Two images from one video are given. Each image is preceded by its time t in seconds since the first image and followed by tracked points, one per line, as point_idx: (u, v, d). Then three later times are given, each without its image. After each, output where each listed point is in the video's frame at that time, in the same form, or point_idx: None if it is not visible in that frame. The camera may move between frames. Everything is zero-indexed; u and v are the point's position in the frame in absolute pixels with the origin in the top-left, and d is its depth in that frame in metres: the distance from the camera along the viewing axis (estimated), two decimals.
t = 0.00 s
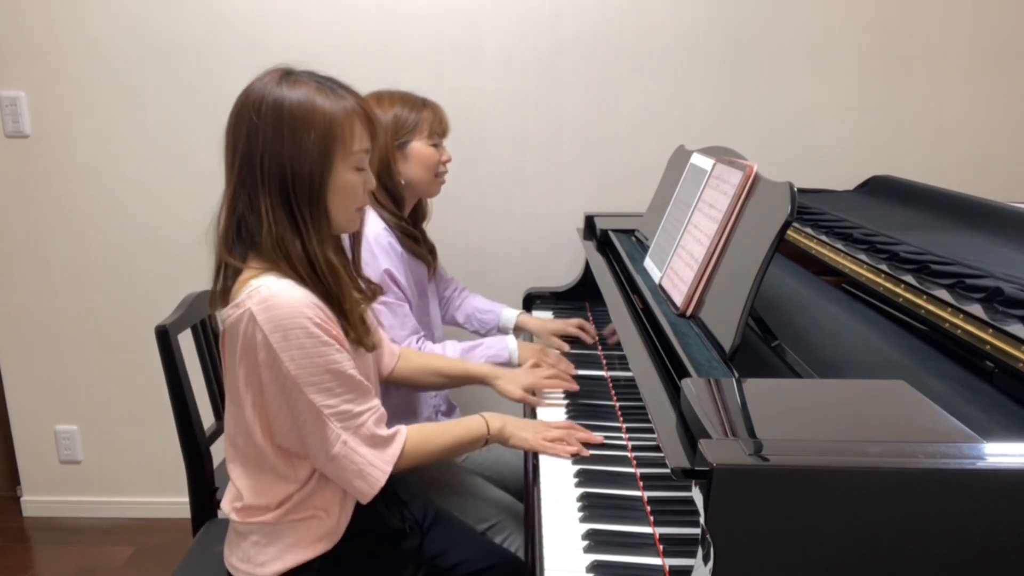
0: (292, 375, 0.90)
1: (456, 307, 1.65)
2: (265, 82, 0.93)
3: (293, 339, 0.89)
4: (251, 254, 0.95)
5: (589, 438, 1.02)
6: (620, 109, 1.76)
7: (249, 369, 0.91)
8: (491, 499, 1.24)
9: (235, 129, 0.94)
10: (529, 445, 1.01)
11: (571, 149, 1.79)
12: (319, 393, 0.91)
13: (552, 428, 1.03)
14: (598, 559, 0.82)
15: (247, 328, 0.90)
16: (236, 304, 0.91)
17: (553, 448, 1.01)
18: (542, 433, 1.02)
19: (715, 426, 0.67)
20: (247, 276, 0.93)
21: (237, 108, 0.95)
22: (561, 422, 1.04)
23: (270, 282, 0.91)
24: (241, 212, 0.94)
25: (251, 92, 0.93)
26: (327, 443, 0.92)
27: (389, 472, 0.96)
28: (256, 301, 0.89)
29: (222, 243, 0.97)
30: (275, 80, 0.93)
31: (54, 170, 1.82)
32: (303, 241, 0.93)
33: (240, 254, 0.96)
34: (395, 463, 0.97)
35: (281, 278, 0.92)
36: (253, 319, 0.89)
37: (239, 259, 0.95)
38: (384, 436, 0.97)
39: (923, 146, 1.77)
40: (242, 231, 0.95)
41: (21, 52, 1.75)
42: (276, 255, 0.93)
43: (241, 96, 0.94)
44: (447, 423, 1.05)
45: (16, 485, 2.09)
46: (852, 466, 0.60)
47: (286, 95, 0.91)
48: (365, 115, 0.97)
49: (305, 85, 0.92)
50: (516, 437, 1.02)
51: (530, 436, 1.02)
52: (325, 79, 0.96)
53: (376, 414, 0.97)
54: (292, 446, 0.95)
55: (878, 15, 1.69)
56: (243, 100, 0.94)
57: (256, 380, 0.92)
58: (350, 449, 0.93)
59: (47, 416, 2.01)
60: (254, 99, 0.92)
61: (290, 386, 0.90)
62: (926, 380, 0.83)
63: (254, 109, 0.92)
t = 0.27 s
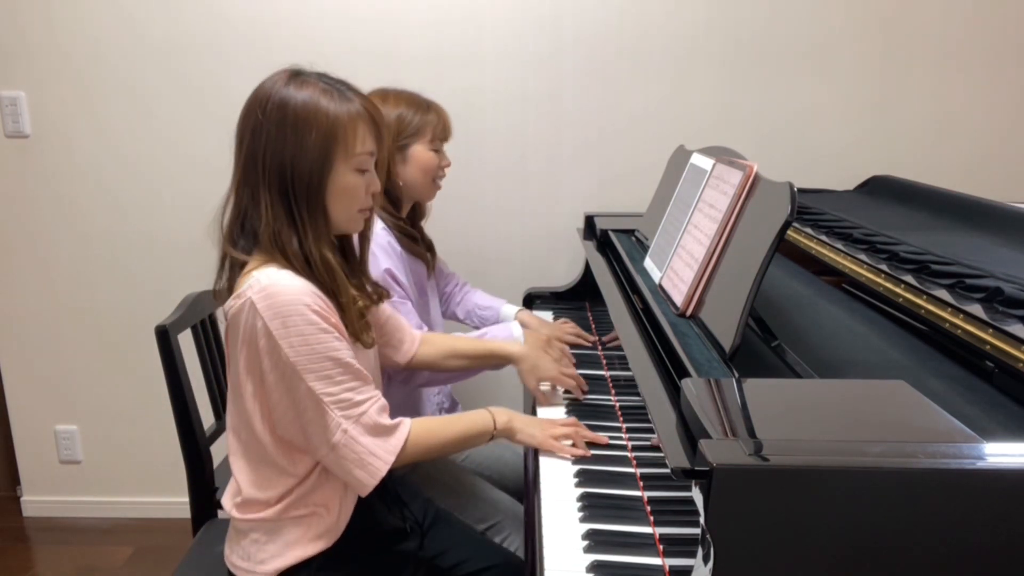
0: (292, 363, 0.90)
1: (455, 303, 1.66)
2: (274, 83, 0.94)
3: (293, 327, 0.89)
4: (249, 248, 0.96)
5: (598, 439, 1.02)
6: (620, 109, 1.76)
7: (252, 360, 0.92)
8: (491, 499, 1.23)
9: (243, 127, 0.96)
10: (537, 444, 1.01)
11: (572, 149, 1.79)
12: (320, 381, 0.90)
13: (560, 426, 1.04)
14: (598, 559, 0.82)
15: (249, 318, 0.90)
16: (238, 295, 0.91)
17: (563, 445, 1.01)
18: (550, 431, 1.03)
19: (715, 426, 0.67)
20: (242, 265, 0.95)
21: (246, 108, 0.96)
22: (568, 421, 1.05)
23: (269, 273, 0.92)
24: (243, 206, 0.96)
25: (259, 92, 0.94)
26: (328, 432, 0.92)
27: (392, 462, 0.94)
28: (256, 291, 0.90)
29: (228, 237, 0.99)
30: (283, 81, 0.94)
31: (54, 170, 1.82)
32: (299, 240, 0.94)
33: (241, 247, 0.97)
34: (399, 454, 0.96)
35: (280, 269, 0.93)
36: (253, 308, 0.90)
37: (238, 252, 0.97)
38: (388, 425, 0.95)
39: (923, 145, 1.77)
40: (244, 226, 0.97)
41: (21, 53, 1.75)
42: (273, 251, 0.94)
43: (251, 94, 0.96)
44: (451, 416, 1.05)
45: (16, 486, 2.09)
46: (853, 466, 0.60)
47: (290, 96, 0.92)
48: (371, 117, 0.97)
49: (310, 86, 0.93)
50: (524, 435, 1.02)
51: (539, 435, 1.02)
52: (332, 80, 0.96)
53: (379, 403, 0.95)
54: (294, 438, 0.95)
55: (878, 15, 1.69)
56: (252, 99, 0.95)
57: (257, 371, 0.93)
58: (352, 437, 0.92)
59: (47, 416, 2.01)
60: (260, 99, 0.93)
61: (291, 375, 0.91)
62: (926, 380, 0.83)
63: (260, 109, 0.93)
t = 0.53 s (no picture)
0: (297, 356, 0.89)
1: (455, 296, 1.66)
2: (287, 85, 0.93)
3: (296, 320, 0.89)
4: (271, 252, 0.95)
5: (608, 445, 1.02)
6: (620, 110, 1.76)
7: (256, 354, 0.92)
8: (493, 496, 1.24)
9: (258, 131, 0.94)
10: (551, 429, 1.01)
11: (572, 149, 1.79)
12: (324, 373, 0.90)
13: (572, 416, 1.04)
14: (598, 559, 0.82)
15: (253, 312, 0.90)
16: (243, 290, 0.91)
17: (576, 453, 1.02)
18: (563, 417, 1.03)
19: (715, 426, 0.67)
20: (258, 267, 0.93)
21: (257, 111, 0.94)
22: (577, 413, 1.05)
23: (275, 268, 0.91)
24: (263, 210, 0.95)
25: (272, 95, 0.93)
26: (334, 424, 0.91)
27: (401, 453, 0.93)
28: (260, 285, 0.90)
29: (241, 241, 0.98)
30: (298, 84, 0.93)
31: (54, 170, 1.82)
32: (331, 239, 0.95)
33: (259, 251, 0.96)
34: (409, 446, 0.94)
35: (297, 269, 0.93)
36: (257, 303, 0.89)
37: (259, 257, 0.95)
38: (396, 416, 0.94)
39: (923, 145, 1.77)
40: (263, 230, 0.96)
41: (21, 52, 1.75)
42: (300, 254, 0.94)
43: (261, 98, 0.94)
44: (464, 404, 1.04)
45: (15, 486, 2.09)
46: (852, 466, 0.60)
47: (312, 98, 0.92)
48: (384, 116, 0.98)
49: (329, 88, 0.93)
50: (537, 420, 1.02)
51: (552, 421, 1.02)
52: (344, 81, 0.97)
53: (385, 394, 0.94)
54: (298, 431, 0.95)
55: (878, 15, 1.69)
56: (264, 102, 0.94)
57: (262, 366, 0.92)
58: (359, 429, 0.91)
59: (47, 416, 2.01)
60: (277, 102, 0.92)
61: (295, 368, 0.90)
62: (925, 380, 0.83)
63: (279, 112, 0.92)
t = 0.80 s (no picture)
0: (300, 363, 0.89)
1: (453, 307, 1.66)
2: (314, 94, 0.93)
3: (303, 329, 0.89)
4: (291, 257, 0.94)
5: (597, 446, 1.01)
6: (620, 110, 1.76)
7: (256, 357, 0.91)
8: (491, 496, 1.24)
9: (282, 136, 0.94)
10: (541, 444, 1.01)
11: (571, 148, 1.79)
12: (326, 383, 0.90)
13: (564, 425, 1.03)
14: (598, 559, 0.82)
15: (258, 316, 0.90)
16: (250, 292, 0.91)
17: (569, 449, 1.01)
18: (554, 430, 1.02)
19: (715, 426, 0.67)
20: (273, 271, 0.92)
21: (282, 117, 0.94)
22: (572, 420, 1.05)
23: (284, 274, 0.91)
24: (283, 216, 0.95)
25: (298, 102, 0.93)
26: (331, 434, 0.92)
27: (393, 465, 0.94)
28: (269, 290, 0.90)
29: (257, 244, 0.97)
30: (325, 92, 0.94)
31: (54, 171, 1.82)
32: (355, 247, 0.95)
33: (276, 255, 0.95)
34: (401, 458, 0.96)
35: (309, 278, 0.93)
36: (265, 307, 0.89)
37: (274, 262, 0.94)
38: (391, 429, 0.95)
39: (922, 145, 1.77)
40: (281, 235, 0.95)
41: (21, 53, 1.75)
42: (321, 260, 0.94)
43: (284, 104, 0.94)
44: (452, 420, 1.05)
45: (16, 486, 2.09)
46: (852, 466, 0.60)
47: (341, 108, 0.92)
48: (405, 128, 0.99)
49: (355, 98, 0.94)
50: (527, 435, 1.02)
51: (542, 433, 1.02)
52: (367, 91, 0.97)
53: (383, 406, 0.96)
54: (296, 436, 0.94)
55: (877, 14, 1.69)
56: (289, 109, 0.93)
57: (262, 371, 0.92)
58: (355, 440, 0.92)
59: (47, 416, 2.01)
60: (305, 109, 0.92)
61: (297, 375, 0.90)
62: (925, 380, 0.83)
63: (307, 119, 0.92)
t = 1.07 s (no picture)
0: (300, 370, 0.89)
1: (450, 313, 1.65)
2: (328, 100, 0.93)
3: (306, 337, 0.89)
4: (298, 260, 0.94)
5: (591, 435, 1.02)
6: (620, 110, 1.76)
7: (255, 361, 0.91)
8: (491, 496, 1.24)
9: (294, 141, 0.93)
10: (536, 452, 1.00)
11: (571, 148, 1.79)
12: (324, 392, 0.90)
13: (560, 429, 1.03)
14: (598, 559, 0.82)
15: (261, 320, 0.90)
16: (254, 295, 0.91)
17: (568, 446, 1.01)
18: (548, 437, 1.02)
19: (715, 426, 0.67)
20: (279, 276, 0.92)
21: (294, 121, 0.94)
22: (568, 423, 1.04)
23: (288, 279, 0.91)
24: (292, 221, 0.95)
25: (311, 107, 0.93)
26: (326, 442, 0.92)
27: (386, 475, 0.95)
28: (273, 294, 0.90)
29: (263, 246, 0.96)
30: (339, 99, 0.94)
31: (54, 171, 1.82)
32: (363, 254, 0.95)
33: (282, 258, 0.95)
34: (394, 468, 0.96)
35: (312, 284, 0.93)
36: (268, 312, 0.89)
37: (280, 266, 0.94)
38: (387, 439, 0.95)
39: (922, 145, 1.77)
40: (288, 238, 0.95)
41: (21, 53, 1.75)
42: (328, 265, 0.94)
43: (298, 109, 0.94)
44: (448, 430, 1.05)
45: (16, 486, 2.09)
46: (852, 466, 0.60)
47: (355, 115, 0.92)
48: (416, 137, 1.00)
49: (369, 105, 0.94)
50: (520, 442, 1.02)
51: (537, 438, 1.02)
52: (381, 99, 0.97)
53: (380, 416, 0.96)
54: (295, 437, 0.94)
55: (877, 14, 1.69)
56: (302, 114, 0.93)
57: (261, 375, 0.92)
58: (350, 449, 0.92)
59: (47, 416, 2.01)
60: (319, 115, 0.92)
61: (297, 381, 0.90)
62: (925, 380, 0.83)
63: (320, 125, 0.92)
